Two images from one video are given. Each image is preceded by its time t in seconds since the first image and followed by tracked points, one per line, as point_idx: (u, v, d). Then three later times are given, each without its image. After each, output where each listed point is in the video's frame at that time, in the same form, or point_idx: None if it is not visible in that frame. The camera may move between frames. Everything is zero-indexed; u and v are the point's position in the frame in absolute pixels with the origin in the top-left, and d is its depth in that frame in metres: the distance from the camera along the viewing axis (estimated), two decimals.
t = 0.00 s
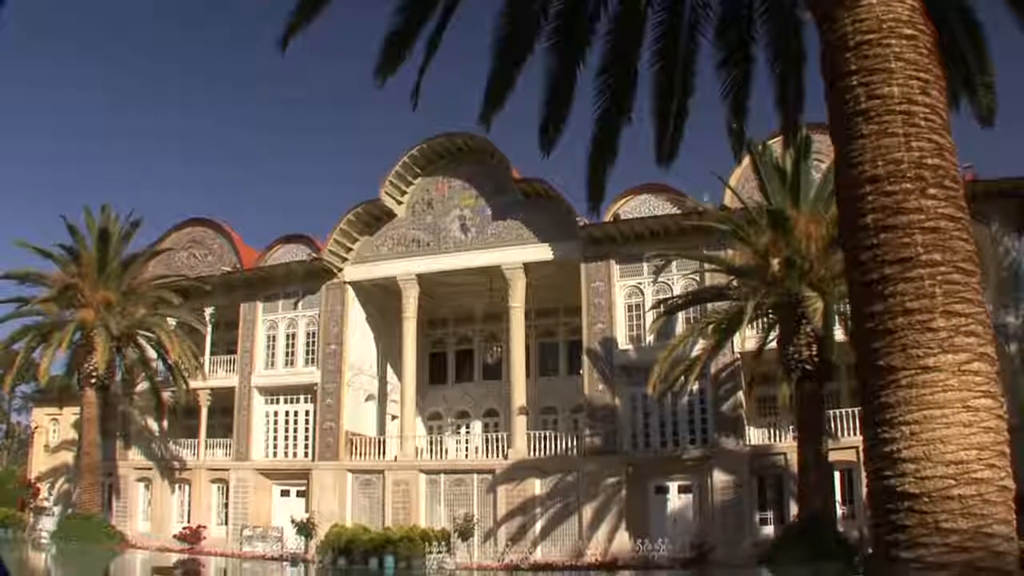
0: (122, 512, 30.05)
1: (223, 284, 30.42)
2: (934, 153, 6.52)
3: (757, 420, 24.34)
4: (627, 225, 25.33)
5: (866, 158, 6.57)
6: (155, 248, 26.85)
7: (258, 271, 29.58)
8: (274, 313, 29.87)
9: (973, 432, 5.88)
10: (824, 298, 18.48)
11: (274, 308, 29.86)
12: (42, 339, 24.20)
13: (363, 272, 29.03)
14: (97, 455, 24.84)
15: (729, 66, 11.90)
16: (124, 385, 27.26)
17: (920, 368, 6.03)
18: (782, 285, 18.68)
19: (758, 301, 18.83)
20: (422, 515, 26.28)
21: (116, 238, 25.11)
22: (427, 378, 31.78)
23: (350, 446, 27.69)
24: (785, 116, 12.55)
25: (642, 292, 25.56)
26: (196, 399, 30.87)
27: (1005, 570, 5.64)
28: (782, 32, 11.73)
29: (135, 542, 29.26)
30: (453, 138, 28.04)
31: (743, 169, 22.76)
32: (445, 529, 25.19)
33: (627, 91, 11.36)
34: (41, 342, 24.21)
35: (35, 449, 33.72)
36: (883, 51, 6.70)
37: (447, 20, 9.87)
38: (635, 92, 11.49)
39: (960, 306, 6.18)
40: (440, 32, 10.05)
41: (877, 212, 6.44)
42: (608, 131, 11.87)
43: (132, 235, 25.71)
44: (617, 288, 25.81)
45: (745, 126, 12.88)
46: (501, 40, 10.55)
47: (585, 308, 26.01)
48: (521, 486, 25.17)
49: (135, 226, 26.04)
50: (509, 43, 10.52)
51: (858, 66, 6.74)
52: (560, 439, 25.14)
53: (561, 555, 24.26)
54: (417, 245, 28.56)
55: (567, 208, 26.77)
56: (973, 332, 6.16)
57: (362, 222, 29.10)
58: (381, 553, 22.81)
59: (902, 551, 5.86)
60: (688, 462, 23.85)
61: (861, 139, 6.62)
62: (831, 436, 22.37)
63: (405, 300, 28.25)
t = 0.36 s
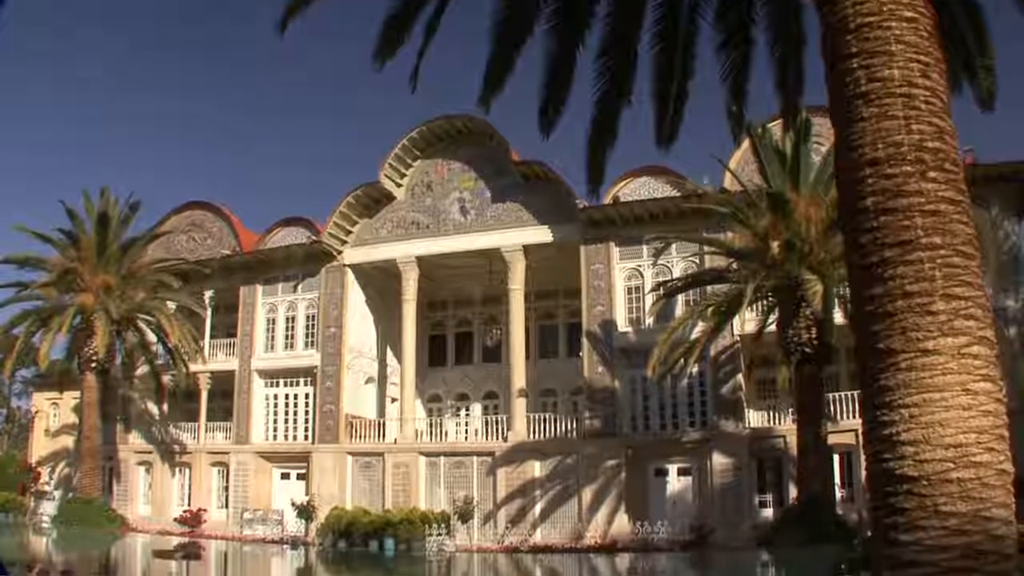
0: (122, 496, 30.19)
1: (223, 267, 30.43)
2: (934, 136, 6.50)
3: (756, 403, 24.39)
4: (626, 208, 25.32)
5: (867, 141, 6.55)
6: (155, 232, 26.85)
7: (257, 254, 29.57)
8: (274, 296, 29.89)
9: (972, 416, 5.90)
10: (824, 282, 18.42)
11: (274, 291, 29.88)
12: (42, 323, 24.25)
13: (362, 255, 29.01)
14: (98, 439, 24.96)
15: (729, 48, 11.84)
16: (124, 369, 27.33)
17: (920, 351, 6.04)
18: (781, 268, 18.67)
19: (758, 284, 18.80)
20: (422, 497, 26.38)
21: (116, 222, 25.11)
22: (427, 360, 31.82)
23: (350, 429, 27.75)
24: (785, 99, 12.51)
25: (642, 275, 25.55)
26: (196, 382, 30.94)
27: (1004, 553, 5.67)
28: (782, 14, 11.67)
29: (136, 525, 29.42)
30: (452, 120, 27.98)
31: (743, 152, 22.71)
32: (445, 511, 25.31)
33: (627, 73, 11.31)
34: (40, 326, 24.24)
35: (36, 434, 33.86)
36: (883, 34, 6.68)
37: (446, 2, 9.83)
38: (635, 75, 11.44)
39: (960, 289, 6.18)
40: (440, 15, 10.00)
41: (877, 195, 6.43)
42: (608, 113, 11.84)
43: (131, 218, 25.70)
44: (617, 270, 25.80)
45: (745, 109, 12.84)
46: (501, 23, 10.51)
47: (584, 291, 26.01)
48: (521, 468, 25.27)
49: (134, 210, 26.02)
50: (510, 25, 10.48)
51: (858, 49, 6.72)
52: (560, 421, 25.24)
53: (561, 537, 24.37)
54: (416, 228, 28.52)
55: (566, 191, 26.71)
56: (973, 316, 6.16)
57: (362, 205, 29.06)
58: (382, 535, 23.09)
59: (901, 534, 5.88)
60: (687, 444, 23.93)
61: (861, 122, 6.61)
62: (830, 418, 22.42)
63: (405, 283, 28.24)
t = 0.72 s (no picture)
0: (122, 486, 30.22)
1: (223, 257, 30.41)
2: (934, 126, 6.48)
3: (756, 392, 24.42)
4: (626, 197, 25.26)
5: (866, 130, 6.54)
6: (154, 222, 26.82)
7: (257, 243, 29.55)
8: (274, 285, 29.88)
9: (971, 405, 5.91)
10: (824, 271, 18.22)
11: (274, 280, 29.87)
12: (41, 313, 24.25)
13: (362, 244, 28.97)
14: (98, 429, 25.00)
15: (728, 36, 11.80)
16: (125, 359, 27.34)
17: (919, 341, 6.04)
18: (781, 258, 18.64)
19: (758, 273, 18.74)
20: (422, 487, 26.42)
21: (115, 211, 25.08)
22: (427, 349, 31.84)
23: (350, 418, 27.80)
24: (785, 87, 12.47)
25: (642, 264, 25.54)
26: (196, 371, 30.96)
27: (1004, 543, 5.69)
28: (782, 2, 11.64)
29: (135, 515, 29.46)
30: (452, 109, 27.89)
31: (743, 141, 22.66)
32: (445, 500, 25.35)
33: (627, 62, 11.27)
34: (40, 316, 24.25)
35: (36, 424, 33.88)
36: (883, 23, 6.65)
37: None
38: (634, 63, 11.40)
39: (960, 279, 6.18)
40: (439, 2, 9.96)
41: (877, 184, 6.41)
42: (607, 102, 11.81)
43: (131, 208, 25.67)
44: (617, 260, 25.77)
45: (745, 98, 12.80)
46: (500, 11, 10.46)
47: (584, 280, 26.00)
48: (521, 458, 25.31)
49: (134, 200, 25.98)
50: (508, 13, 10.45)
51: (858, 38, 6.70)
52: (560, 410, 25.26)
53: (560, 527, 24.40)
54: (416, 217, 28.48)
55: (566, 180, 26.66)
56: (973, 306, 6.16)
57: (362, 193, 28.99)
58: (382, 525, 23.09)
59: (900, 523, 5.90)
60: (687, 433, 23.97)
61: (861, 111, 6.59)
62: (829, 408, 22.44)
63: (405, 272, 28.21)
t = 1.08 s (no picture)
0: (122, 476, 30.30)
1: (223, 247, 30.41)
2: (935, 115, 6.47)
3: (756, 381, 24.45)
4: (626, 185, 25.21)
5: (867, 119, 6.53)
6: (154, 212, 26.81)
7: (257, 233, 29.54)
8: (274, 275, 29.88)
9: (971, 395, 5.92)
10: (824, 260, 18.22)
11: (274, 270, 29.88)
12: (41, 304, 24.28)
13: (362, 234, 28.95)
14: (99, 419, 25.06)
15: (729, 24, 11.77)
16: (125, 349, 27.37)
17: (920, 330, 6.04)
18: (780, 247, 18.63)
19: (758, 262, 18.74)
20: (422, 476, 26.47)
21: (114, 202, 25.07)
22: (427, 338, 31.86)
23: (351, 408, 27.84)
24: (784, 76, 12.44)
25: (642, 253, 25.54)
26: (196, 361, 30.99)
27: (1003, 532, 5.72)
28: None
29: (136, 505, 29.55)
30: (452, 98, 27.84)
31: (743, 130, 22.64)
32: (445, 490, 25.42)
33: (627, 51, 11.25)
34: (40, 307, 24.27)
35: (36, 414, 33.92)
36: (884, 12, 6.64)
37: None
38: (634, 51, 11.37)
39: (960, 269, 6.18)
40: None
41: (877, 173, 6.41)
42: (607, 91, 11.78)
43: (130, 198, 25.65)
44: (617, 249, 25.77)
45: (744, 87, 12.78)
46: None
47: (584, 269, 25.99)
48: (521, 447, 25.37)
49: (133, 190, 25.96)
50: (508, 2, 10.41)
51: (858, 27, 6.69)
52: (560, 399, 25.30)
53: (560, 515, 24.50)
54: (416, 206, 28.46)
55: (566, 169, 26.62)
56: (973, 296, 6.16)
57: (362, 183, 28.95)
58: (382, 514, 23.18)
59: (900, 512, 5.92)
60: (687, 422, 24.01)
61: (862, 99, 6.57)
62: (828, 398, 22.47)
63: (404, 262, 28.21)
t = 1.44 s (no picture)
0: (122, 466, 30.35)
1: (223, 238, 30.40)
2: (935, 105, 6.45)
3: (755, 372, 24.46)
4: (626, 176, 25.18)
5: (867, 110, 6.51)
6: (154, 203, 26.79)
7: (257, 224, 29.54)
8: (273, 265, 29.87)
9: (971, 385, 5.92)
10: (823, 251, 18.20)
11: (274, 261, 29.88)
12: (41, 295, 24.29)
13: (361, 224, 28.92)
14: (98, 410, 25.11)
15: (729, 14, 11.73)
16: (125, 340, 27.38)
17: (920, 320, 6.04)
18: (780, 238, 18.62)
19: (757, 253, 18.71)
20: (422, 466, 26.51)
21: (114, 193, 25.05)
22: (427, 329, 31.88)
23: (350, 398, 27.87)
24: (784, 66, 12.41)
25: (641, 244, 25.53)
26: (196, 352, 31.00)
27: (1003, 524, 5.72)
28: None
29: (137, 496, 29.62)
30: (452, 88, 27.80)
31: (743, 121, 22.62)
32: (445, 480, 25.46)
33: (627, 41, 11.22)
34: (40, 298, 24.29)
35: (36, 405, 33.95)
36: (884, 3, 6.62)
37: None
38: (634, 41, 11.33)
39: (961, 259, 6.17)
40: None
41: (877, 164, 6.40)
42: (607, 81, 11.75)
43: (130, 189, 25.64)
44: (616, 240, 25.76)
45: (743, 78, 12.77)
46: None
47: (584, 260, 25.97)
48: (521, 438, 25.39)
49: (132, 181, 25.94)
50: None
51: (858, 18, 6.68)
52: (559, 390, 25.31)
53: (560, 506, 24.52)
54: (416, 196, 28.41)
55: (566, 160, 26.58)
56: (973, 286, 6.15)
57: (362, 173, 28.90)
58: (381, 505, 23.24)
59: (900, 503, 5.92)
60: (687, 413, 24.03)
61: (862, 90, 6.56)
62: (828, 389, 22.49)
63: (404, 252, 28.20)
